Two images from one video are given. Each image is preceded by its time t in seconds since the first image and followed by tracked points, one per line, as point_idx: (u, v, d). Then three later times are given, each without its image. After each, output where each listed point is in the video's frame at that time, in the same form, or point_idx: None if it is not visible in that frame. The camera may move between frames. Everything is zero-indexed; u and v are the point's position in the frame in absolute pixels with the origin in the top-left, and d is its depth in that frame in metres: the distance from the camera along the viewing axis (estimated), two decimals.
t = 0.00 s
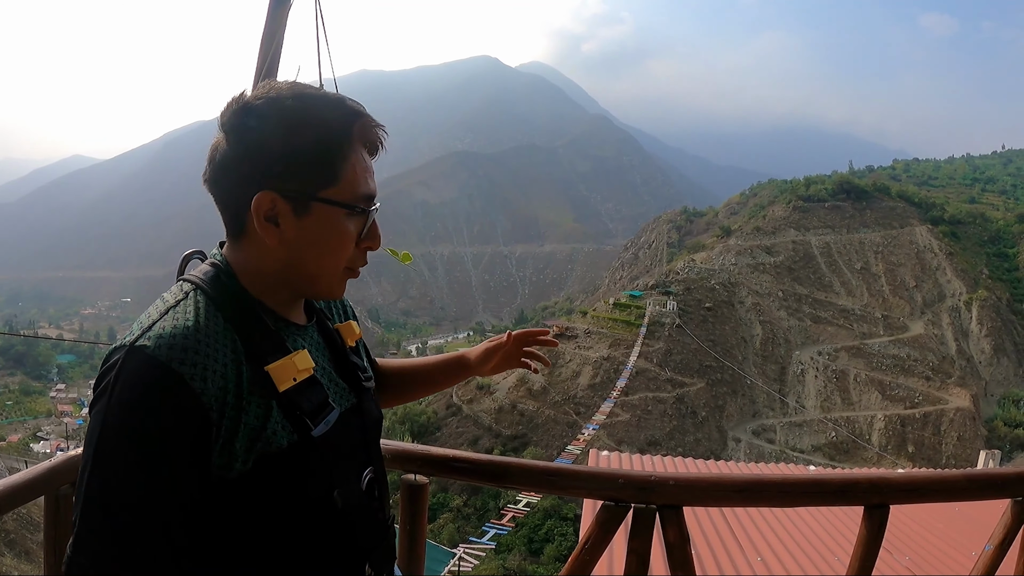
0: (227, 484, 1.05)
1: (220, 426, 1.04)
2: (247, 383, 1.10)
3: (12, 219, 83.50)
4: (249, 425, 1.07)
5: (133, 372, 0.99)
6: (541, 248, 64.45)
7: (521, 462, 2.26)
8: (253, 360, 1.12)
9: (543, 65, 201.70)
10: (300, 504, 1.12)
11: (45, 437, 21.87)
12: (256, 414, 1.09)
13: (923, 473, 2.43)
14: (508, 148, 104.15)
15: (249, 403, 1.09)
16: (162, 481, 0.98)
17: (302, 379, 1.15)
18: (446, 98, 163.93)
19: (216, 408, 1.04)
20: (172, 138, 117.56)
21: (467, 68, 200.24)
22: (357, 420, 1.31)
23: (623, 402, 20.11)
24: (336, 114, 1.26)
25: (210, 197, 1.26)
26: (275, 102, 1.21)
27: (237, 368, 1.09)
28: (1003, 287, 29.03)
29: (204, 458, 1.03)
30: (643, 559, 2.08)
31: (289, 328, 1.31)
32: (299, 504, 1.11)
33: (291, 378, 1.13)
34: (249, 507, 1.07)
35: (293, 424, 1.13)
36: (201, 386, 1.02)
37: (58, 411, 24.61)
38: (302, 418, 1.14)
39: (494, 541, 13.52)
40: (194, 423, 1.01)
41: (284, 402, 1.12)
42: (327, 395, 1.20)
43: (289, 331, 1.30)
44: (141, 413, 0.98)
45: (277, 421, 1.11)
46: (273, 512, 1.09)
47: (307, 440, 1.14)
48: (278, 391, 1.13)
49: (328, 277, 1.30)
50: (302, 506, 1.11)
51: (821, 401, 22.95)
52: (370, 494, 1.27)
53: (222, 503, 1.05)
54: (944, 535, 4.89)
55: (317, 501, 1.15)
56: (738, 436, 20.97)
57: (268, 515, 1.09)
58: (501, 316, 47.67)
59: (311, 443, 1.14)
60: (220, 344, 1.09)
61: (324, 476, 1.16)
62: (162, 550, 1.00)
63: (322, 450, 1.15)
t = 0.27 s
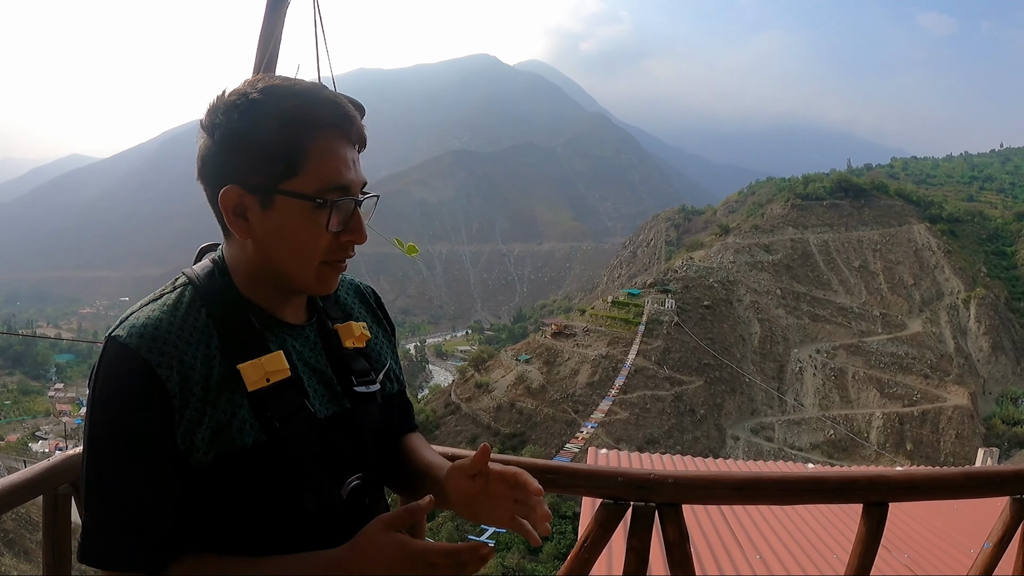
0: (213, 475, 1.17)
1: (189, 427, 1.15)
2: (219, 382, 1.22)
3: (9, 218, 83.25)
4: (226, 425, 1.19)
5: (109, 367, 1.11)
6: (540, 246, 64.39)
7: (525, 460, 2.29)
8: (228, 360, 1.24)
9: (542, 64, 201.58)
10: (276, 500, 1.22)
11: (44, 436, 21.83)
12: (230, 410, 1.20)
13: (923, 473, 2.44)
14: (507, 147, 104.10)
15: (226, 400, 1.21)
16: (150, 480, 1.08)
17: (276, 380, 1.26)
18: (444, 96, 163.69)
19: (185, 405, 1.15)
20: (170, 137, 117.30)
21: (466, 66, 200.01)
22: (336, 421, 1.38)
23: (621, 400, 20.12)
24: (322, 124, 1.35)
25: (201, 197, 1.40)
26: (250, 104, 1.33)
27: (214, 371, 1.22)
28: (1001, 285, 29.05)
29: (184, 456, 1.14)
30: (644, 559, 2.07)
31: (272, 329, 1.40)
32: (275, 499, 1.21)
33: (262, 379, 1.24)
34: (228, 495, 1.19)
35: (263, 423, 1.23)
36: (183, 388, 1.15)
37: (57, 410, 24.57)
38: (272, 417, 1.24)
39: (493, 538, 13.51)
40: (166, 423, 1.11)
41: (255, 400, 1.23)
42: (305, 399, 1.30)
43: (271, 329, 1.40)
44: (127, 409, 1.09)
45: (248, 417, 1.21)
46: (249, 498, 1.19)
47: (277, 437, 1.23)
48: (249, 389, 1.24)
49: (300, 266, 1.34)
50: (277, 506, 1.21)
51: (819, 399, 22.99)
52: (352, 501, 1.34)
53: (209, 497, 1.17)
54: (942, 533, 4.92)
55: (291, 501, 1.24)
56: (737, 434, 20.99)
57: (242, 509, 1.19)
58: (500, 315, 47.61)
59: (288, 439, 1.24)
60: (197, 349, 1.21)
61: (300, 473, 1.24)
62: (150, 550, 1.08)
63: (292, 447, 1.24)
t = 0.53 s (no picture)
0: (198, 463, 1.20)
1: (175, 414, 1.18)
2: (204, 375, 1.24)
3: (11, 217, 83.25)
4: (207, 415, 1.21)
5: (110, 354, 1.18)
6: (541, 247, 64.38)
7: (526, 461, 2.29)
8: (218, 353, 1.27)
9: (544, 65, 201.65)
10: (255, 494, 1.23)
11: (45, 435, 21.81)
12: (215, 402, 1.22)
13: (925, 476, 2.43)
14: (508, 148, 104.12)
15: (213, 393, 1.23)
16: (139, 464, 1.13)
17: (266, 374, 1.26)
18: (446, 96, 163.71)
19: (169, 391, 1.19)
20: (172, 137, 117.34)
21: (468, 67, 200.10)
22: (326, 420, 1.34)
23: (622, 401, 20.11)
24: (307, 122, 1.37)
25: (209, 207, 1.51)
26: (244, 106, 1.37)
27: (204, 361, 1.25)
28: (1003, 287, 29.02)
29: (171, 444, 1.18)
30: (644, 560, 2.06)
31: (271, 326, 1.41)
32: (255, 493, 1.23)
33: (248, 372, 1.24)
34: (209, 486, 1.22)
35: (243, 413, 1.23)
36: (170, 380, 1.20)
37: (57, 409, 24.54)
38: (254, 410, 1.24)
39: (493, 539, 13.48)
40: (153, 412, 1.16)
41: (239, 391, 1.24)
42: (293, 395, 1.29)
43: (269, 325, 1.40)
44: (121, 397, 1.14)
45: (228, 407, 1.22)
46: (218, 494, 1.22)
47: (255, 430, 1.23)
48: (236, 381, 1.25)
49: (277, 263, 1.34)
50: (257, 500, 1.23)
51: (820, 401, 22.96)
52: (340, 505, 1.30)
53: (202, 486, 1.22)
54: (944, 537, 4.90)
55: (273, 497, 1.24)
56: (738, 436, 20.96)
57: (223, 496, 1.22)
58: (500, 316, 47.55)
59: (268, 434, 1.24)
60: (186, 341, 1.24)
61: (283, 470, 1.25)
62: (135, 531, 1.12)
63: (274, 443, 1.24)
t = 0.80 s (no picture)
0: (199, 459, 1.22)
1: (174, 407, 1.20)
2: (211, 370, 1.25)
3: (12, 217, 83.21)
4: (208, 409, 1.22)
5: (122, 349, 1.22)
6: (541, 248, 64.36)
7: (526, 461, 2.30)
8: (222, 352, 1.27)
9: (545, 65, 201.68)
10: (255, 494, 1.23)
11: (46, 435, 21.79)
12: (220, 401, 1.23)
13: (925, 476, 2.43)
14: (509, 148, 104.08)
15: (213, 391, 1.24)
16: (142, 452, 1.18)
17: (269, 376, 1.24)
18: (446, 97, 163.61)
19: (171, 384, 1.21)
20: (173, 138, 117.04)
21: (469, 67, 200.08)
22: (330, 424, 1.32)
23: (622, 402, 20.10)
24: (271, 121, 1.40)
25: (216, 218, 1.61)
26: (223, 107, 1.41)
27: (209, 359, 1.26)
28: (1004, 288, 28.98)
29: (175, 439, 1.20)
30: (644, 561, 2.06)
31: (279, 326, 1.40)
32: (251, 490, 1.23)
33: (250, 373, 1.23)
34: (216, 484, 1.23)
35: (242, 411, 1.23)
36: (174, 379, 1.22)
37: (58, 410, 24.51)
38: (255, 411, 1.22)
39: (494, 540, 13.47)
40: (158, 406, 1.20)
41: (242, 393, 1.23)
42: (295, 397, 1.27)
43: (276, 326, 1.40)
44: (133, 394, 1.19)
45: (229, 408, 1.22)
46: (227, 492, 1.23)
47: (256, 431, 1.23)
48: (237, 381, 1.24)
49: (237, 258, 1.36)
50: (252, 498, 1.23)
51: (821, 402, 22.96)
52: (343, 507, 1.28)
53: (207, 483, 1.23)
54: (946, 537, 4.88)
55: (271, 499, 1.24)
56: (738, 437, 20.95)
57: (226, 490, 1.23)
58: (501, 316, 47.54)
59: (268, 436, 1.22)
60: (192, 339, 1.26)
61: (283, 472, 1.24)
62: (136, 515, 1.17)
63: (274, 446, 1.23)
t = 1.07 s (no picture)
0: (206, 456, 1.23)
1: (185, 404, 1.21)
2: (219, 369, 1.26)
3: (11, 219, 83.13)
4: (215, 405, 1.23)
5: (135, 350, 1.23)
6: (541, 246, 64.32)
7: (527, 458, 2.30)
8: (230, 351, 1.28)
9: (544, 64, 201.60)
10: (262, 488, 1.24)
11: (47, 436, 21.77)
12: (226, 397, 1.23)
13: (923, 472, 2.44)
14: (508, 147, 104.00)
15: (221, 388, 1.24)
16: (151, 447, 1.20)
17: (275, 373, 1.25)
18: (445, 96, 163.43)
19: (178, 381, 1.23)
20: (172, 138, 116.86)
21: (468, 67, 199.88)
22: (337, 421, 1.32)
23: (623, 400, 20.13)
24: (278, 125, 1.39)
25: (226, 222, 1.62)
26: (232, 112, 1.41)
27: (218, 355, 1.27)
28: (1004, 285, 28.96)
29: (183, 434, 1.23)
30: (645, 558, 2.06)
31: (288, 325, 1.40)
32: (257, 484, 1.25)
33: (257, 371, 1.24)
34: (223, 480, 1.24)
35: (250, 409, 1.23)
36: (181, 378, 1.23)
37: (59, 411, 24.49)
38: (263, 408, 1.23)
39: (495, 539, 13.48)
40: (168, 401, 1.22)
41: (249, 390, 1.24)
42: (301, 394, 1.27)
43: (283, 324, 1.40)
44: (144, 392, 1.20)
45: (237, 405, 1.23)
46: (234, 489, 1.24)
47: (262, 428, 1.23)
48: (244, 378, 1.24)
49: (245, 262, 1.38)
50: (258, 490, 1.25)
51: (821, 400, 22.99)
52: (348, 505, 1.28)
53: (214, 479, 1.24)
54: (947, 535, 4.89)
55: (278, 496, 1.25)
56: (739, 435, 20.97)
57: (232, 489, 1.25)
58: (501, 315, 47.51)
59: (275, 434, 1.24)
60: (200, 339, 1.27)
61: (289, 471, 1.25)
62: (146, 510, 1.19)
63: (280, 442, 1.24)
